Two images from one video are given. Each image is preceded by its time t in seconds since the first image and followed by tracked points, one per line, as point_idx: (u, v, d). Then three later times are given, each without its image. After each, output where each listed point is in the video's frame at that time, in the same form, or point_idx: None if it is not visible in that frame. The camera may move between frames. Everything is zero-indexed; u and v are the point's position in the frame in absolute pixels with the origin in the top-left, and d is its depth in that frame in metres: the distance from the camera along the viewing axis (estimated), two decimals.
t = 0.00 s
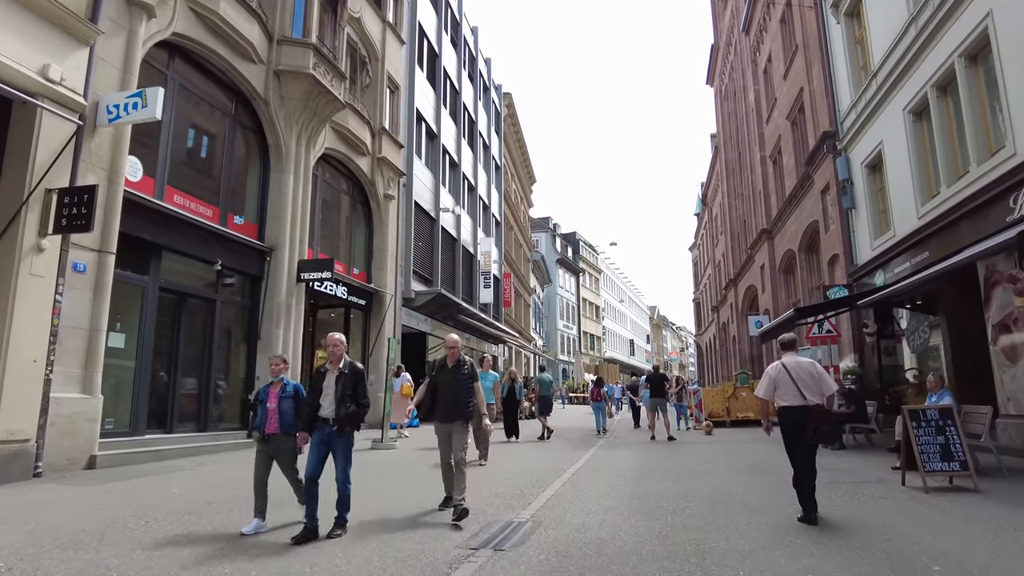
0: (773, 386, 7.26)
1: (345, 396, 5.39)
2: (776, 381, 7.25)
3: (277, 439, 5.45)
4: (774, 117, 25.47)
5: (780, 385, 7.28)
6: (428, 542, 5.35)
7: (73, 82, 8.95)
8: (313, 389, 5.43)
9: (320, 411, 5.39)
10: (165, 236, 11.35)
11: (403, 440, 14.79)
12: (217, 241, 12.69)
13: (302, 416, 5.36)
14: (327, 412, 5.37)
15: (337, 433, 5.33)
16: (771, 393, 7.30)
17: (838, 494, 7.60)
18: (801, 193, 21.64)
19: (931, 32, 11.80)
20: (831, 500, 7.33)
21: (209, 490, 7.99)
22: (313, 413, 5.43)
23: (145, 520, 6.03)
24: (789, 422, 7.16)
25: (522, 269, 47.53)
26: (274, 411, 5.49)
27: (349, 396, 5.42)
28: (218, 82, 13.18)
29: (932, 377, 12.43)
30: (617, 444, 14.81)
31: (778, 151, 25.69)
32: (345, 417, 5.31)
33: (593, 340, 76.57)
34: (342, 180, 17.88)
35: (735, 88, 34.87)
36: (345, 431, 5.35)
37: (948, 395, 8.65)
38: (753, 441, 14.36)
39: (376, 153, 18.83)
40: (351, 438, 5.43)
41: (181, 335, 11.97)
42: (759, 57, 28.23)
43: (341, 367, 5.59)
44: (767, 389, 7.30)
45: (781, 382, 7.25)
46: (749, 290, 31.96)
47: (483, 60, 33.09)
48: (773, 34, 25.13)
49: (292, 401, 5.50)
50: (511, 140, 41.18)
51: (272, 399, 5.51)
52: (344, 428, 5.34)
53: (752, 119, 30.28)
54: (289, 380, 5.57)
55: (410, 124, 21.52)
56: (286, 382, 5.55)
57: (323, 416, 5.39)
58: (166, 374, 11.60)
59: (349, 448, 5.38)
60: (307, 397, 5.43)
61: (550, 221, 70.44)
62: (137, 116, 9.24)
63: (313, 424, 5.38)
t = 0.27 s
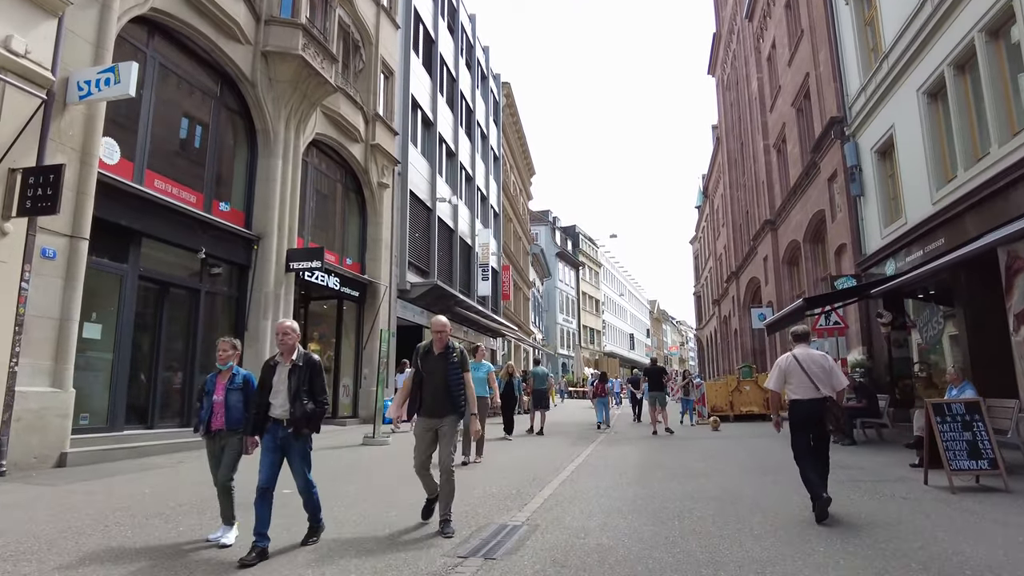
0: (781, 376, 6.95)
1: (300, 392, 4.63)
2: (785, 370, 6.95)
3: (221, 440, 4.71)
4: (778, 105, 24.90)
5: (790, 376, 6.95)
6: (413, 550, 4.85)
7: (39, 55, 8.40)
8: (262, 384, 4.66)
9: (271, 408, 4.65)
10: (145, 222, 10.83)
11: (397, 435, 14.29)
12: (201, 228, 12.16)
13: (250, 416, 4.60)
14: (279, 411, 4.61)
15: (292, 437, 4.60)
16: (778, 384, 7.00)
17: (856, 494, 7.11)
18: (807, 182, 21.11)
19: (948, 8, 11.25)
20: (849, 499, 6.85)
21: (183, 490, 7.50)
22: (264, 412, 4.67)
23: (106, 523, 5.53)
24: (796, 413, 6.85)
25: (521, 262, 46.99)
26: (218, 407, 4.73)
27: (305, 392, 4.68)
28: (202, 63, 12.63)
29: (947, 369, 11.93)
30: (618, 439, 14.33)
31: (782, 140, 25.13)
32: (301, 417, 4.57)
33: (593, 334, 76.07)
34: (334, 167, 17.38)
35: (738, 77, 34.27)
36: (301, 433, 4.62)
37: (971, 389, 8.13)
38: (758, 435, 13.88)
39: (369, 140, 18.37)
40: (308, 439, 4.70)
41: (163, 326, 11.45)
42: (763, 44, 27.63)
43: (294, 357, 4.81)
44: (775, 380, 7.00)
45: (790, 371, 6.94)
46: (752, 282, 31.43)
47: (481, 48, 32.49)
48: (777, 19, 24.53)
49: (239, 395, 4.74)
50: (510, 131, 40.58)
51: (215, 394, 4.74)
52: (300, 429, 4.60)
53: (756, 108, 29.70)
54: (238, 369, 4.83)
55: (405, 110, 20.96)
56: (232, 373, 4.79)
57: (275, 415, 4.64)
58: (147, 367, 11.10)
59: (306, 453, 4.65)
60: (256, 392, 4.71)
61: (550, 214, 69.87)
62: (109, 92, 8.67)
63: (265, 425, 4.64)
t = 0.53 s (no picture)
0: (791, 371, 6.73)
1: (239, 387, 3.96)
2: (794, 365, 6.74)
3: (157, 448, 4.12)
4: (784, 96, 24.38)
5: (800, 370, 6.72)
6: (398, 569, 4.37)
7: (3, 31, 7.91)
8: (199, 378, 4.04)
9: (210, 407, 4.02)
10: (125, 212, 10.31)
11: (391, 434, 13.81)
12: (185, 218, 11.63)
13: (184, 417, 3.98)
14: (218, 410, 3.96)
15: (231, 441, 3.93)
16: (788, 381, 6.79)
17: (878, 499, 6.62)
18: (813, 175, 20.59)
19: None
20: (871, 506, 6.36)
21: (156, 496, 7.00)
22: (203, 410, 4.03)
23: (60, 536, 5.03)
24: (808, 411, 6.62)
25: (520, 258, 46.46)
26: (156, 410, 4.18)
27: (248, 386, 4.00)
28: (186, 47, 12.10)
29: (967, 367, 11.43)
30: (619, 439, 13.83)
31: (787, 132, 24.60)
32: (240, 416, 3.90)
33: (593, 331, 75.62)
34: (326, 158, 16.90)
35: (741, 70, 33.73)
36: (240, 435, 3.94)
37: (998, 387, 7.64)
38: (765, 435, 13.39)
39: (363, 130, 17.91)
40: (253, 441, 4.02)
41: (145, 321, 10.95)
42: (767, 35, 27.09)
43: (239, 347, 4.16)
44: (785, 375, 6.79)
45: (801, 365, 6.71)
46: (756, 278, 30.93)
47: (479, 40, 31.98)
48: (782, 9, 23.99)
49: (177, 396, 4.19)
50: (509, 125, 40.07)
51: (153, 395, 4.22)
52: (239, 430, 3.93)
53: (759, 100, 29.19)
54: (180, 368, 4.31)
55: (401, 101, 20.44)
56: (172, 372, 4.27)
57: (213, 414, 4.00)
58: (127, 365, 10.59)
59: (247, 457, 3.95)
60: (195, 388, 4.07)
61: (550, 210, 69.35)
62: (81, 72, 8.13)
63: (203, 426, 4.00)
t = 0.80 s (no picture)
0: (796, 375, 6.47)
1: (151, 391, 3.36)
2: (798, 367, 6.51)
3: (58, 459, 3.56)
4: (789, 88, 23.82)
5: (805, 371, 6.47)
6: None
7: None
8: (111, 379, 3.47)
9: (120, 415, 3.44)
10: (100, 200, 9.78)
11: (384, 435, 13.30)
12: (166, 208, 11.10)
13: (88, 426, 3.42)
14: (126, 419, 3.38)
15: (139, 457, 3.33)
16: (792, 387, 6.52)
17: (902, 507, 6.11)
18: (820, 168, 20.05)
19: None
20: (897, 515, 5.84)
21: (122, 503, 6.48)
22: (112, 419, 3.45)
23: None
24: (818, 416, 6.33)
25: (520, 256, 45.92)
26: (63, 410, 3.65)
27: (162, 390, 3.40)
28: (168, 30, 11.57)
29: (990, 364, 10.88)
30: (621, 440, 13.31)
31: (793, 125, 24.04)
32: (150, 427, 3.30)
33: (593, 329, 75.08)
34: (318, 148, 16.38)
35: (745, 63, 33.15)
36: (152, 449, 3.33)
37: None
38: (773, 436, 12.86)
39: (357, 120, 17.41)
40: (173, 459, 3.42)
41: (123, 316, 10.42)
42: (771, 26, 26.53)
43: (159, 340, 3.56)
44: (789, 379, 6.52)
45: (806, 367, 6.48)
46: (760, 275, 30.39)
47: (478, 32, 31.40)
48: None
49: (87, 394, 3.67)
50: (509, 120, 39.51)
51: (60, 394, 3.68)
52: (150, 444, 3.32)
53: (763, 93, 28.63)
54: (93, 359, 3.78)
55: (396, 92, 19.90)
56: (84, 365, 3.74)
57: (123, 425, 3.41)
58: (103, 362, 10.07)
59: (156, 476, 3.34)
60: (107, 390, 3.50)
61: (550, 207, 68.79)
62: (47, 48, 7.59)
63: (112, 438, 3.44)
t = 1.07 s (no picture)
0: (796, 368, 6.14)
1: None
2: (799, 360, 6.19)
3: None
4: (792, 80, 23.29)
5: (806, 364, 6.13)
6: None
7: None
8: None
9: None
10: (71, 190, 9.24)
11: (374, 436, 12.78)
12: (145, 200, 10.58)
13: None
14: None
15: None
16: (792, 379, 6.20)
17: (929, 519, 5.59)
18: (826, 161, 19.52)
19: None
20: (925, 529, 5.32)
21: (79, 514, 5.96)
22: None
23: None
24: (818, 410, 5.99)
25: (519, 254, 45.43)
26: None
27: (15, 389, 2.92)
28: (145, 12, 11.04)
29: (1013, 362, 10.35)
30: (622, 442, 12.79)
31: (797, 118, 23.51)
32: None
33: (593, 329, 74.50)
34: (307, 140, 15.88)
35: (747, 58, 32.63)
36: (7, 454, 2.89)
37: None
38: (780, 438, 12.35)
39: (348, 112, 16.91)
40: (29, 472, 3.00)
41: (97, 312, 9.89)
42: (774, 18, 26.01)
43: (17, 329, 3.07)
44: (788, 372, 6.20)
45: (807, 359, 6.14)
46: (762, 272, 29.86)
47: (475, 26, 30.85)
48: None
49: None
50: (507, 116, 38.97)
51: None
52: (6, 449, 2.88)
53: (766, 87, 28.11)
54: None
55: (390, 84, 19.38)
56: None
57: None
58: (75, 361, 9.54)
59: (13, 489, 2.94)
60: None
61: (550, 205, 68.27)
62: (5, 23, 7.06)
63: None
